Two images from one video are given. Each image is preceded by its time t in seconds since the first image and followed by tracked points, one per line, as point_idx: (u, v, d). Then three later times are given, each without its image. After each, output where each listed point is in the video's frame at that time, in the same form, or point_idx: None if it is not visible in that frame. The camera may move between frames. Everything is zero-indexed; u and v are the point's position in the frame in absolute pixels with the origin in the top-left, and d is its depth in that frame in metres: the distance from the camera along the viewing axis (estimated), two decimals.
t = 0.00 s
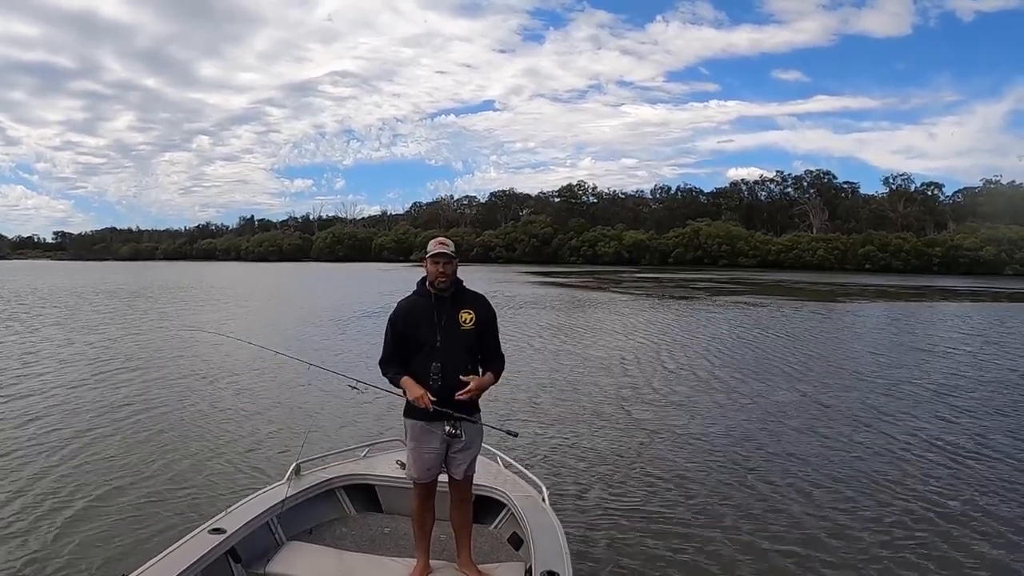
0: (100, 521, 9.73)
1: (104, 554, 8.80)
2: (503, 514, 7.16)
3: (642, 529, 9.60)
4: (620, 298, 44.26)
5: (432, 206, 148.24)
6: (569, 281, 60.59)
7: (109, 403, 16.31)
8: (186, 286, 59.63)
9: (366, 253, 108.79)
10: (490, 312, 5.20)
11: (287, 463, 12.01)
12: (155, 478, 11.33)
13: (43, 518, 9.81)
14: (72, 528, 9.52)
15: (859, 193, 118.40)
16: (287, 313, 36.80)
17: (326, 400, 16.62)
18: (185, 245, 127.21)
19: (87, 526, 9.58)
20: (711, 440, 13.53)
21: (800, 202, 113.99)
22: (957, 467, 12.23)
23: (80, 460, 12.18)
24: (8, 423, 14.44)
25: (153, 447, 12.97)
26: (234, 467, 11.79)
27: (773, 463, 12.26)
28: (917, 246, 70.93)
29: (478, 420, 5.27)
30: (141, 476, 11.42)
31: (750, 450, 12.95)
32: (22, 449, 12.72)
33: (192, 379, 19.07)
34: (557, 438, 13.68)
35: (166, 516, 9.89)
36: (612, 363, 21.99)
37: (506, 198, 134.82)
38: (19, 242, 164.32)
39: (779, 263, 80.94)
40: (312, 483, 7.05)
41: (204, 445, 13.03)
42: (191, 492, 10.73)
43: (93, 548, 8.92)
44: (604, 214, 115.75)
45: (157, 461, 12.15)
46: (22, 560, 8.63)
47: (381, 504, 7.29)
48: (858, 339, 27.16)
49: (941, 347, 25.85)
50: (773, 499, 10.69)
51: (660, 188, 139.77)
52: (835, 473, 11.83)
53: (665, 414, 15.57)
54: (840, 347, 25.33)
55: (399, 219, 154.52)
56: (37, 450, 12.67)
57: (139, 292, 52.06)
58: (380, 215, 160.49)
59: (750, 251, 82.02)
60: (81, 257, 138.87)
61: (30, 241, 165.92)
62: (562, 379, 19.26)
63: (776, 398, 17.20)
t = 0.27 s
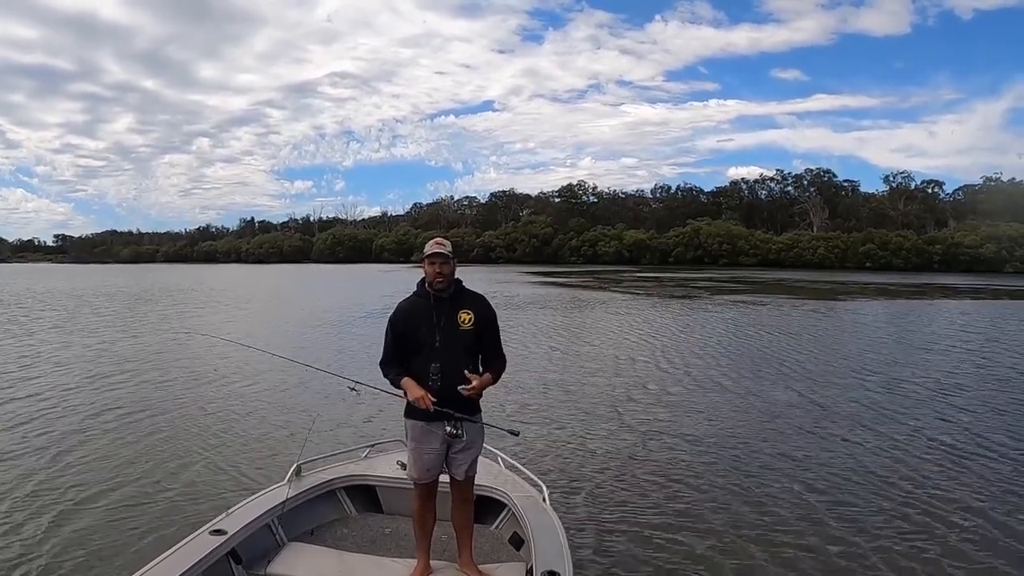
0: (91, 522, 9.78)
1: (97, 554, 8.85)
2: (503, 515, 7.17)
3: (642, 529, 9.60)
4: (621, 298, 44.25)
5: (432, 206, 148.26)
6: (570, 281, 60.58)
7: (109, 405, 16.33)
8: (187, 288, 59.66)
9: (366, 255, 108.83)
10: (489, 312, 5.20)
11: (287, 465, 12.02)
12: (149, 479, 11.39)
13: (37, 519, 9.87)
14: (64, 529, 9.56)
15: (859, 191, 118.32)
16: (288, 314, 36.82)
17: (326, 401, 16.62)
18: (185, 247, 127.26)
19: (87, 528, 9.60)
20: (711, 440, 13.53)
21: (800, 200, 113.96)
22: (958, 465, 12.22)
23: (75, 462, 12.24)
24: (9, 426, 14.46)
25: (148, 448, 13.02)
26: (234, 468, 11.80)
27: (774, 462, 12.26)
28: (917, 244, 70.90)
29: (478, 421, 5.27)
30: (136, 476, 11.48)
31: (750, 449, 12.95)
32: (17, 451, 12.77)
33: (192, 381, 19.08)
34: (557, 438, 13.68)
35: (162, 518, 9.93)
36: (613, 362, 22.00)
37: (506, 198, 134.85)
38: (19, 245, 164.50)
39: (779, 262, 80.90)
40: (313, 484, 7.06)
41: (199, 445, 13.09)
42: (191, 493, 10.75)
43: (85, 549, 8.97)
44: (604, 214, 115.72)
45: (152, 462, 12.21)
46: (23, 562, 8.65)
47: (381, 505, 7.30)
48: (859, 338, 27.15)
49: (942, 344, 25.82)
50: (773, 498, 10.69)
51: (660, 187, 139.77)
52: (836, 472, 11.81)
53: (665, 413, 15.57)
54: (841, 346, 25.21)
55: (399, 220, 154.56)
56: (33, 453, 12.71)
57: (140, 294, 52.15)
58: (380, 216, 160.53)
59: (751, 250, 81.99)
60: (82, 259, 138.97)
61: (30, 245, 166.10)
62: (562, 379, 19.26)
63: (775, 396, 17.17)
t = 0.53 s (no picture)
0: (83, 520, 9.76)
1: (90, 552, 8.84)
2: (502, 515, 7.16)
3: (640, 530, 9.59)
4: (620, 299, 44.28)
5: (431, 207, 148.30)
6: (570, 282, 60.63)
7: (108, 403, 16.32)
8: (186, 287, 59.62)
9: (366, 254, 108.84)
10: (489, 312, 5.17)
11: (286, 464, 12.01)
12: (146, 477, 11.38)
13: (29, 517, 9.84)
14: (56, 528, 9.54)
15: (858, 194, 118.41)
16: (287, 314, 36.79)
17: (325, 401, 16.61)
18: (185, 245, 127.24)
19: (85, 526, 9.58)
20: (710, 441, 13.53)
21: (799, 202, 114.04)
22: (957, 468, 12.21)
23: (68, 460, 12.21)
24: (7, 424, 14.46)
25: (141, 447, 12.99)
26: (231, 467, 11.79)
27: (773, 464, 12.25)
28: (916, 246, 70.96)
29: (478, 421, 5.25)
30: (133, 475, 11.46)
31: (749, 451, 12.95)
32: (11, 449, 12.74)
33: (191, 380, 19.06)
34: (556, 438, 13.68)
35: (159, 516, 9.91)
36: (611, 363, 22.00)
37: (505, 198, 134.92)
38: (19, 244, 164.51)
39: (779, 264, 80.95)
40: (312, 483, 7.05)
41: (195, 444, 13.08)
42: (188, 492, 10.74)
43: (76, 547, 8.96)
44: (603, 215, 115.75)
45: (149, 461, 12.19)
46: (20, 561, 8.64)
47: (380, 505, 7.29)
48: (858, 340, 27.14)
49: (940, 347, 25.82)
50: (772, 499, 10.69)
51: (660, 188, 139.89)
52: (834, 474, 11.81)
53: (664, 415, 15.56)
54: (839, 349, 25.20)
55: (399, 220, 154.60)
56: (27, 451, 12.68)
57: (138, 293, 52.08)
58: (380, 216, 160.57)
59: (750, 251, 82.04)
60: (81, 258, 138.95)
61: (30, 243, 166.14)
62: (561, 380, 19.25)
63: (772, 399, 17.14)
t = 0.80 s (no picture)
0: (82, 522, 9.78)
1: (90, 554, 8.85)
2: (503, 514, 7.16)
3: (641, 528, 9.60)
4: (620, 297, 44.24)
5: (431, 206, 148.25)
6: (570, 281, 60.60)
7: (108, 405, 16.33)
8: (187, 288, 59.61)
9: (366, 254, 108.82)
10: (490, 311, 5.18)
11: (287, 464, 12.02)
12: (146, 478, 11.39)
13: (26, 519, 9.86)
14: (54, 530, 9.54)
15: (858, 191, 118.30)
16: (287, 314, 36.77)
17: (326, 401, 16.62)
18: (185, 246, 127.18)
19: (85, 529, 9.59)
20: (710, 439, 13.53)
21: (799, 200, 113.98)
22: (957, 466, 12.21)
23: (66, 461, 12.22)
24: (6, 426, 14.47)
25: (139, 448, 13.01)
26: (231, 467, 11.80)
27: (773, 462, 12.25)
28: (916, 244, 70.90)
29: (478, 420, 5.25)
30: (133, 476, 11.47)
31: (749, 449, 12.95)
32: (9, 451, 12.74)
33: (190, 380, 19.07)
34: (556, 437, 13.68)
35: (159, 517, 9.93)
36: (611, 362, 21.99)
37: (505, 198, 134.88)
38: (19, 245, 164.58)
39: (779, 262, 80.88)
40: (313, 483, 7.06)
41: (195, 445, 13.10)
42: (189, 493, 10.76)
43: (75, 548, 8.99)
44: (603, 214, 115.67)
45: (149, 462, 12.20)
46: (20, 563, 8.64)
47: (381, 505, 7.29)
48: (858, 338, 27.12)
49: (941, 345, 25.80)
50: (773, 497, 10.70)
51: (660, 187, 139.82)
52: (834, 472, 11.82)
53: (664, 413, 15.57)
54: (839, 346, 25.17)
55: (399, 220, 154.57)
56: (25, 453, 12.67)
57: (138, 293, 52.06)
58: (380, 216, 160.53)
59: (750, 250, 81.99)
60: (81, 259, 138.91)
61: (30, 245, 166.16)
62: (561, 379, 19.25)
63: (772, 397, 17.12)
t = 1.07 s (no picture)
0: (79, 521, 9.75)
1: (87, 553, 8.82)
2: (502, 515, 7.16)
3: (639, 530, 9.60)
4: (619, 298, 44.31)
5: (431, 206, 148.31)
6: (568, 282, 60.66)
7: (105, 403, 16.30)
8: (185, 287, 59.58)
9: (365, 254, 108.82)
10: (492, 312, 5.19)
11: (286, 463, 12.02)
12: (142, 477, 11.37)
13: (20, 517, 9.83)
14: (51, 528, 9.52)
15: (858, 194, 118.47)
16: (286, 313, 36.77)
17: (324, 400, 16.62)
18: (184, 245, 127.17)
19: (82, 527, 9.56)
20: (708, 441, 13.53)
21: (798, 203, 114.13)
22: (955, 469, 12.22)
23: (63, 460, 12.20)
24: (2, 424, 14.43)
25: (136, 446, 12.98)
26: (228, 467, 11.78)
27: (772, 464, 12.26)
28: (915, 247, 71.02)
29: (478, 421, 5.25)
30: (129, 475, 11.45)
31: (747, 451, 12.96)
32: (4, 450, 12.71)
33: (188, 379, 19.04)
34: (555, 438, 13.69)
35: (156, 516, 9.89)
36: (610, 363, 22.00)
37: (505, 198, 134.99)
38: (18, 242, 164.51)
39: (777, 264, 80.98)
40: (312, 483, 7.05)
41: (193, 444, 13.08)
42: (186, 492, 10.74)
43: (72, 547, 8.96)
44: (602, 215, 115.74)
45: (146, 461, 12.18)
46: (16, 562, 8.62)
47: (380, 505, 7.28)
48: (857, 340, 27.14)
49: (939, 348, 25.84)
50: (771, 499, 10.71)
51: (659, 188, 139.96)
52: (832, 474, 11.83)
53: (663, 414, 15.58)
54: (838, 349, 25.19)
55: (398, 219, 154.62)
56: (21, 451, 12.63)
57: (137, 292, 52.04)
58: (379, 216, 160.54)
59: (749, 252, 82.08)
60: (80, 256, 138.84)
61: (29, 242, 166.10)
62: (560, 380, 19.25)
63: (770, 399, 17.13)
